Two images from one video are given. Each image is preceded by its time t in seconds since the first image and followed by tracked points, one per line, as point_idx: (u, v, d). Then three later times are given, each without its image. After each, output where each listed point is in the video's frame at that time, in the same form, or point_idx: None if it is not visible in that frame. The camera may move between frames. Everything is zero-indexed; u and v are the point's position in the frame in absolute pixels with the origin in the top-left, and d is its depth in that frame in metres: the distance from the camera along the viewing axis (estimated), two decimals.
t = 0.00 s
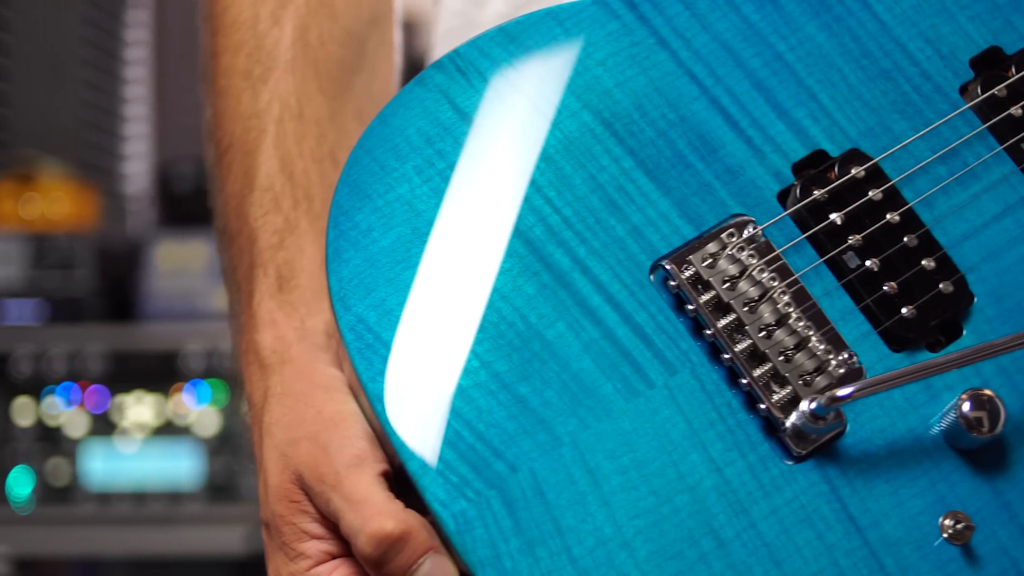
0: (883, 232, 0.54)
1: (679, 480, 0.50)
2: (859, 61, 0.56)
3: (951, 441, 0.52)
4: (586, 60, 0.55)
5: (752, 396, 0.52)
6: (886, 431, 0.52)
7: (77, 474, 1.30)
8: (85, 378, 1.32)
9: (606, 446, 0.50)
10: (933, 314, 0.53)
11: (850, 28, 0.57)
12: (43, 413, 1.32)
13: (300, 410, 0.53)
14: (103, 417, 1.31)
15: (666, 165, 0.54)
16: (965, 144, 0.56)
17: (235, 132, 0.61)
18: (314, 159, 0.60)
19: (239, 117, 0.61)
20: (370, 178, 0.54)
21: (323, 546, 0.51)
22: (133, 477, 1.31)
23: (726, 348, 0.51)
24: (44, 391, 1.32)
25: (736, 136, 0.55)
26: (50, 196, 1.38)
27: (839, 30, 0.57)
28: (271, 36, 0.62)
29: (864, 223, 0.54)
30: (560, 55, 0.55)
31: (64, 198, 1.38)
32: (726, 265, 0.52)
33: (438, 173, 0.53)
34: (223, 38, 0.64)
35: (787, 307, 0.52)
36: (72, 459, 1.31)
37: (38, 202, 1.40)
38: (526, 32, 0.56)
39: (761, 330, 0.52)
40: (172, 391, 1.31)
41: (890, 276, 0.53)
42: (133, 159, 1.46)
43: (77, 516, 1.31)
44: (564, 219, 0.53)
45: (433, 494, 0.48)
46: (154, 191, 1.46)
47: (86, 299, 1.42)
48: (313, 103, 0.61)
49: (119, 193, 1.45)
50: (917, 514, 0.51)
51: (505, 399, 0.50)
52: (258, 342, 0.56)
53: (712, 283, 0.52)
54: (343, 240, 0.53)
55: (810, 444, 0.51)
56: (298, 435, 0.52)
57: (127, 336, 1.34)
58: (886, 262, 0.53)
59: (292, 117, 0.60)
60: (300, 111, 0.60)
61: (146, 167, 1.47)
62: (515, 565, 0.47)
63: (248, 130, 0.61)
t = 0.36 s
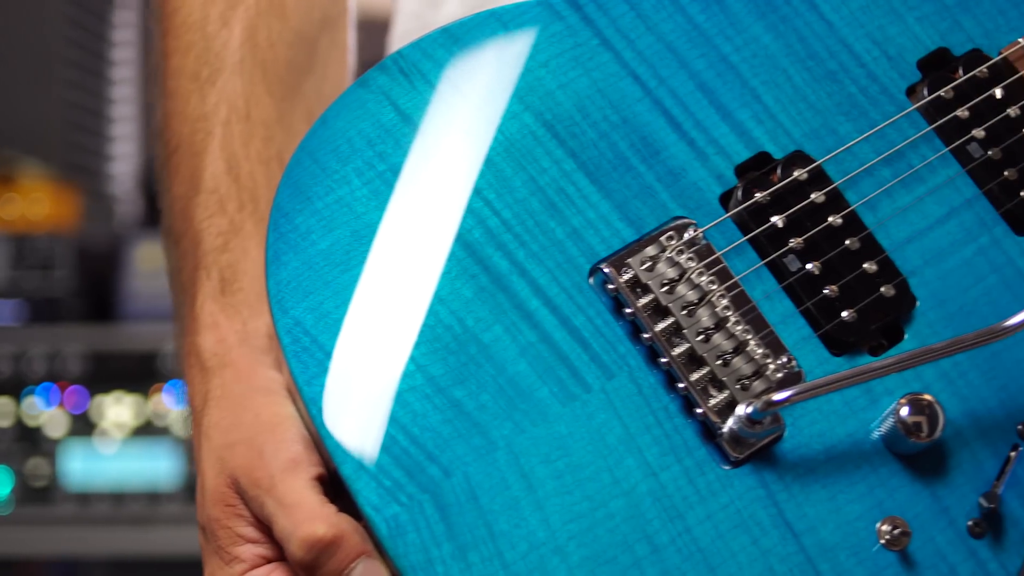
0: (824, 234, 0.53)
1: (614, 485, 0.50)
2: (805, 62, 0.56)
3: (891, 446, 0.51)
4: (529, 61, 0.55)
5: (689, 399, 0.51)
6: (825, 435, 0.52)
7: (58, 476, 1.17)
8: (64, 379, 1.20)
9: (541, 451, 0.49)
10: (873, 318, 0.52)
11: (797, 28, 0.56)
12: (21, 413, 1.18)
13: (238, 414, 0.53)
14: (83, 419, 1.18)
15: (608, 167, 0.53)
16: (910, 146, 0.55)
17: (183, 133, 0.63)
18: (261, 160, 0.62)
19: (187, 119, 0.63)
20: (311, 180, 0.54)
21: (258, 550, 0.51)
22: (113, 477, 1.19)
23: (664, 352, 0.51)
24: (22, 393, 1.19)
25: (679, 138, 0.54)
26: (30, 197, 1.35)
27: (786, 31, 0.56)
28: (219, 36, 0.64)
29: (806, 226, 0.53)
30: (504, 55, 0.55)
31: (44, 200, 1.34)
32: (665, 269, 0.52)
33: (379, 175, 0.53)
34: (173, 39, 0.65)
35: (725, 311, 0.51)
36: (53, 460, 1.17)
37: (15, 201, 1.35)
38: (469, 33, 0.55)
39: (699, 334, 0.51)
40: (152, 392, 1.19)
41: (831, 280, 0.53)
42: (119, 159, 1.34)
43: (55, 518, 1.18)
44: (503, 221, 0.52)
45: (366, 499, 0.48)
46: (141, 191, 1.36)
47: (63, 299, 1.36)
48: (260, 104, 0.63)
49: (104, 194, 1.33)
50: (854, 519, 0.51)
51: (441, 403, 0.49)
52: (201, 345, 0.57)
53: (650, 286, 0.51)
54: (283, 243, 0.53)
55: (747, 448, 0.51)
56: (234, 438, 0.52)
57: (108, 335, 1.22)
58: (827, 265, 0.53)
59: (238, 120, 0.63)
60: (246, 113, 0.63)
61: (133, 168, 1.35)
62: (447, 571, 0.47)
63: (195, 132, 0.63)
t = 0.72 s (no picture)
0: (758, 237, 0.53)
1: (544, 488, 0.49)
2: (743, 65, 0.56)
3: (823, 449, 0.51)
4: (464, 65, 0.55)
5: (620, 403, 0.51)
6: (757, 438, 0.52)
7: (36, 476, 1.18)
8: (42, 381, 1.20)
9: (470, 453, 0.49)
10: (806, 321, 0.52)
11: (735, 31, 0.56)
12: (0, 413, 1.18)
13: (171, 417, 0.53)
14: (60, 419, 1.19)
15: (542, 170, 0.54)
16: (848, 148, 0.55)
17: (127, 137, 0.66)
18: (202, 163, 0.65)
19: (130, 122, 0.66)
20: (245, 183, 0.54)
21: (190, 553, 0.52)
22: (91, 478, 1.19)
23: (594, 355, 0.51)
24: None
25: (614, 140, 0.54)
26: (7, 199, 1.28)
27: (723, 34, 0.56)
28: (162, 40, 0.68)
29: (740, 228, 0.53)
30: (439, 59, 0.55)
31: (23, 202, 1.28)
32: (596, 272, 0.52)
33: (312, 178, 0.53)
34: (119, 44, 0.69)
35: (656, 314, 0.51)
36: (31, 461, 1.18)
37: None
38: (405, 37, 0.56)
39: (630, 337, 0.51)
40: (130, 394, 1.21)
41: (764, 282, 0.53)
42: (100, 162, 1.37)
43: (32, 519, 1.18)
44: (436, 225, 0.52)
45: (294, 502, 0.48)
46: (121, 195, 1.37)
47: (41, 300, 1.32)
48: (202, 107, 0.66)
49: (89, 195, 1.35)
50: (784, 522, 0.51)
51: (370, 406, 0.49)
52: (138, 349, 0.58)
53: (581, 289, 0.51)
54: (216, 246, 0.53)
55: (677, 451, 0.51)
56: (167, 441, 0.52)
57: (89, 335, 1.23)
58: (760, 267, 0.53)
59: (179, 122, 0.66)
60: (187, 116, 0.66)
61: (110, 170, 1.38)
62: (374, 573, 0.47)
63: (138, 135, 0.66)
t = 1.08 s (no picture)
0: (704, 237, 0.53)
1: (486, 489, 0.50)
2: (692, 65, 0.56)
3: (767, 450, 0.51)
4: (414, 66, 0.55)
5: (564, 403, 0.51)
6: (701, 439, 0.52)
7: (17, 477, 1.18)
8: (26, 381, 1.20)
9: (413, 454, 0.49)
10: (751, 322, 0.52)
11: (684, 31, 0.56)
12: None
13: (120, 418, 0.53)
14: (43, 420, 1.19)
15: (488, 172, 0.54)
16: (796, 149, 0.55)
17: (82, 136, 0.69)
18: (154, 164, 0.67)
19: (85, 123, 0.69)
20: (193, 184, 0.54)
21: (135, 553, 0.53)
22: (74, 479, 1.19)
23: (537, 356, 0.51)
24: None
25: (561, 141, 0.54)
26: None
27: (672, 35, 0.56)
28: (119, 42, 0.69)
29: (686, 229, 0.53)
30: (389, 60, 0.55)
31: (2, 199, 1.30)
32: (540, 273, 0.52)
33: (260, 179, 0.53)
34: (76, 45, 0.71)
35: (599, 315, 0.51)
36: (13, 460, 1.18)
37: None
38: (355, 39, 0.56)
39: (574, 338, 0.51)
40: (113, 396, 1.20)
41: (709, 283, 0.53)
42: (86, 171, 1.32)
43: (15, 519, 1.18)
44: (381, 226, 0.53)
45: (236, 502, 0.48)
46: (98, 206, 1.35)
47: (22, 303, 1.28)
48: (156, 110, 0.68)
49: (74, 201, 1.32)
50: (727, 524, 0.51)
51: (314, 406, 0.49)
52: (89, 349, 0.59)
53: (526, 290, 0.52)
54: (164, 247, 0.53)
55: (619, 452, 0.51)
56: (115, 442, 0.53)
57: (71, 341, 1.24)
58: (706, 268, 0.53)
59: (134, 124, 0.68)
60: (142, 119, 0.68)
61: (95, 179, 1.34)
62: (315, 573, 0.47)
63: (93, 136, 0.68)
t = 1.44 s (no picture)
0: (632, 238, 0.53)
1: (411, 488, 0.50)
2: (625, 67, 0.56)
3: (692, 450, 0.52)
4: (346, 68, 0.56)
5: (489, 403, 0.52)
6: (627, 439, 0.52)
7: None
8: None
9: (338, 454, 0.50)
10: (678, 322, 0.52)
11: (618, 33, 0.57)
12: None
13: (51, 419, 0.56)
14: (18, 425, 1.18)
15: (419, 173, 0.54)
16: (728, 149, 0.55)
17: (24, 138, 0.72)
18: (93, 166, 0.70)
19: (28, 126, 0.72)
20: (126, 187, 0.54)
21: (64, 551, 0.55)
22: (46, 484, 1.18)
23: (463, 357, 0.51)
24: None
25: (492, 143, 0.55)
26: None
27: (606, 36, 0.57)
28: (61, 45, 0.73)
29: (614, 230, 0.53)
30: (323, 63, 0.56)
31: None
32: (467, 275, 0.52)
33: (192, 181, 0.54)
34: (21, 47, 0.74)
35: (525, 316, 0.52)
36: None
37: None
38: (289, 42, 0.56)
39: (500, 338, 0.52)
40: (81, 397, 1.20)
41: (636, 284, 0.53)
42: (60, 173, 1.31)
43: None
44: (311, 228, 0.53)
45: (163, 503, 0.48)
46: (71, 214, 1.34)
47: None
48: (98, 112, 0.72)
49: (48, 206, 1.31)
50: (651, 523, 0.51)
51: (241, 406, 0.50)
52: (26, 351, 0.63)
53: (452, 291, 0.52)
54: (96, 249, 0.54)
55: (547, 451, 0.51)
56: (45, 443, 0.55)
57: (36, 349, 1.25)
58: (633, 269, 0.53)
59: (75, 127, 0.71)
60: (82, 121, 0.71)
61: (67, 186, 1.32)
62: (239, 573, 0.47)
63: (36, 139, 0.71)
